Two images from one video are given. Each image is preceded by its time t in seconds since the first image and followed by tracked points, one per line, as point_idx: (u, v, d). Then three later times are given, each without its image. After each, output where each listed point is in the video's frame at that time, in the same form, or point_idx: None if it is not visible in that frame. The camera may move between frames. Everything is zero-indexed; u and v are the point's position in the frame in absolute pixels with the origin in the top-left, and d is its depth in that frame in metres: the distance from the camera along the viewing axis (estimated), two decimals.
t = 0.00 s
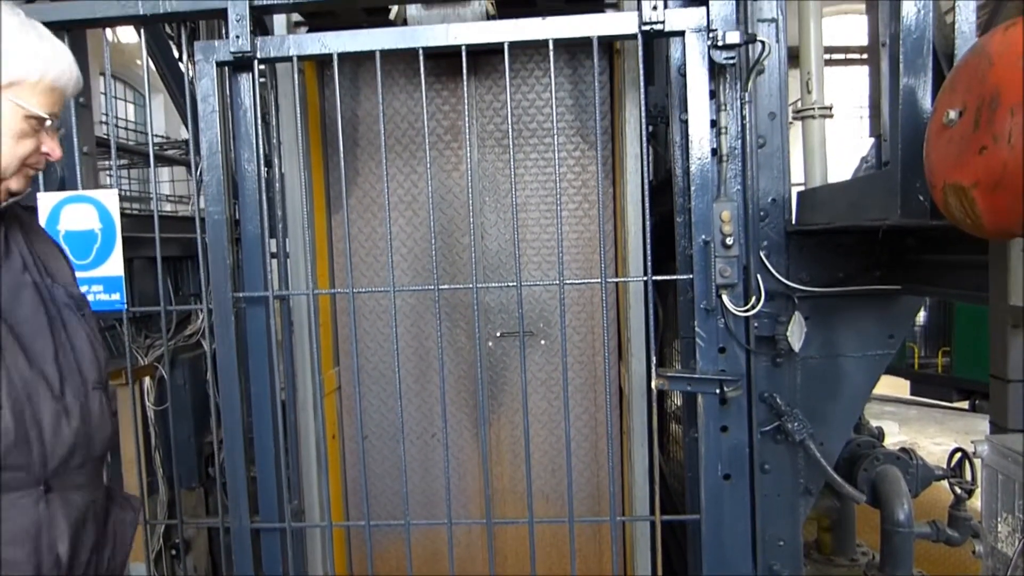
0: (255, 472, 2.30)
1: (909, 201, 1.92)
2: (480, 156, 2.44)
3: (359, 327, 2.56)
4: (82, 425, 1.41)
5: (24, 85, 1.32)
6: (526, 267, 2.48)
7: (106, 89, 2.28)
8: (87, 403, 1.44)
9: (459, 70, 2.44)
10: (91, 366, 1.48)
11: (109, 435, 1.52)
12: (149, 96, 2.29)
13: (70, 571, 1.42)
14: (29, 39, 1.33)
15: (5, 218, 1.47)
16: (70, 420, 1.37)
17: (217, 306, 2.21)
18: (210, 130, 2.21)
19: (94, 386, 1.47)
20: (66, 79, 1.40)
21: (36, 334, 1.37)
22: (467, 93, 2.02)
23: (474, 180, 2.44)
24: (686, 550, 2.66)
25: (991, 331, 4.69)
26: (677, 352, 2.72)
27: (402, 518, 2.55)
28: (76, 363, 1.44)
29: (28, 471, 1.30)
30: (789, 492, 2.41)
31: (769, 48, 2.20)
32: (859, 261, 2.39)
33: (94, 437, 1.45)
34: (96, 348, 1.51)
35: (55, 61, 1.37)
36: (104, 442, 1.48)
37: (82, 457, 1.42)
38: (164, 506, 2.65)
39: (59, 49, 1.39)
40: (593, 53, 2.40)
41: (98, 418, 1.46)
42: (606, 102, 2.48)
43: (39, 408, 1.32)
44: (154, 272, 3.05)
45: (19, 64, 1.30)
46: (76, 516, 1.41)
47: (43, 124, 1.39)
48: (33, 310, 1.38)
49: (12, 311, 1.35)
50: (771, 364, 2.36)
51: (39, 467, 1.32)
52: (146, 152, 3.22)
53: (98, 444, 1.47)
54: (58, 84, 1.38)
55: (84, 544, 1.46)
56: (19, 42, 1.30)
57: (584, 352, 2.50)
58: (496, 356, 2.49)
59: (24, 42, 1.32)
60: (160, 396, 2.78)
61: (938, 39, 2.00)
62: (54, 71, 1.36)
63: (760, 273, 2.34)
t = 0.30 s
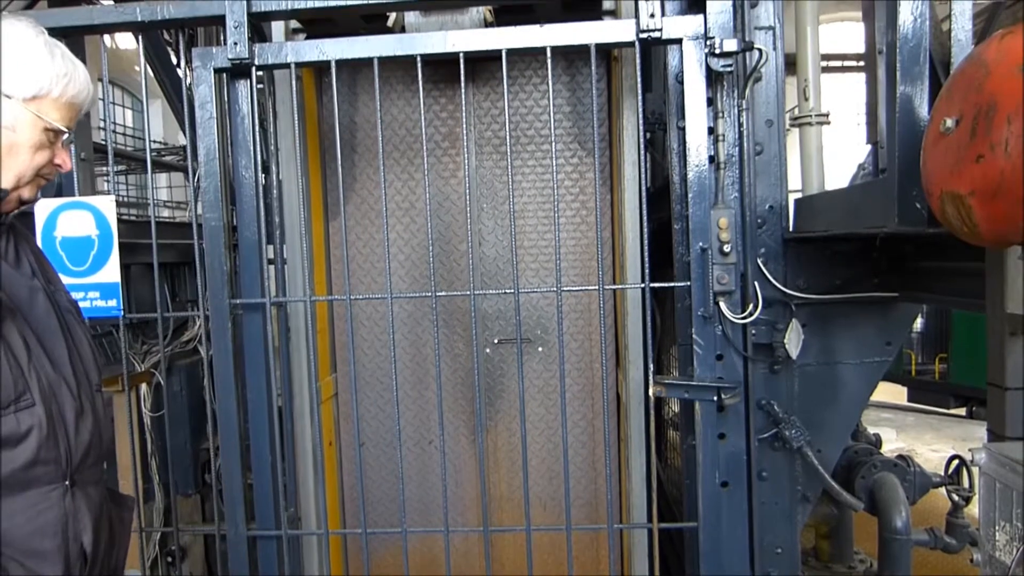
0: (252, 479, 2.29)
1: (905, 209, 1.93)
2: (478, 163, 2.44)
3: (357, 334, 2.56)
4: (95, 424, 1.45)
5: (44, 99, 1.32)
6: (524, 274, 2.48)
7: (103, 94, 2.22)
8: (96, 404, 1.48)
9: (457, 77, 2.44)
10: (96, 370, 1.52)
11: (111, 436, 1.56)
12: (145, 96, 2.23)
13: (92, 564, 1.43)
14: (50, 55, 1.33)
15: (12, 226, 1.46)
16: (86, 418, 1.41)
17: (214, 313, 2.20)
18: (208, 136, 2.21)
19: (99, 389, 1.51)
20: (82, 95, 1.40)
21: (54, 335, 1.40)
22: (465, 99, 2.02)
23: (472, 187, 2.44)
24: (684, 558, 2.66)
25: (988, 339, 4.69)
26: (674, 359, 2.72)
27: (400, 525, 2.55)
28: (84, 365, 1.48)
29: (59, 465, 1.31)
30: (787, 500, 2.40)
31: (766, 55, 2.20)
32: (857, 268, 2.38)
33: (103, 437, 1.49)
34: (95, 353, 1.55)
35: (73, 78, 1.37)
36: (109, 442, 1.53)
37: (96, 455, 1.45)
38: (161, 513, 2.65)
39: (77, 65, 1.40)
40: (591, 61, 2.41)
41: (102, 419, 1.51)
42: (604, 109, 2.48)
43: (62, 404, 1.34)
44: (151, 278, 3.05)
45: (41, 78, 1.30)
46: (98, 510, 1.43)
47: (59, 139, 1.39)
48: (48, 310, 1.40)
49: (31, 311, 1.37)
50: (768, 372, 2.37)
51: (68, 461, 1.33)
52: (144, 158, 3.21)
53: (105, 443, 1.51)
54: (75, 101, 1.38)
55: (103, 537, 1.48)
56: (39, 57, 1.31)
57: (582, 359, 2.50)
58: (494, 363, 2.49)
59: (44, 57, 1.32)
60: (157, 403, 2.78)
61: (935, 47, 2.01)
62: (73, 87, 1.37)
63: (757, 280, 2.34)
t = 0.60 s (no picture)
0: (250, 486, 2.29)
1: (903, 215, 1.93)
2: (476, 169, 2.45)
3: (355, 341, 2.55)
4: (99, 431, 1.45)
5: (47, 109, 1.32)
6: (522, 280, 2.48)
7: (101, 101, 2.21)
8: (101, 411, 1.49)
9: (455, 84, 2.45)
10: (101, 377, 1.52)
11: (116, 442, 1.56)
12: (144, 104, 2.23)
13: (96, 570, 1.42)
14: (52, 65, 1.32)
15: (20, 232, 1.46)
16: (90, 425, 1.41)
17: (212, 319, 2.20)
18: (206, 144, 2.21)
19: (104, 396, 1.51)
20: (86, 103, 1.40)
21: (60, 343, 1.39)
22: (463, 106, 2.02)
23: (470, 193, 2.44)
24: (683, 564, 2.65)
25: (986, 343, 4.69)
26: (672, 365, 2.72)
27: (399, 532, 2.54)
28: (90, 373, 1.49)
29: (62, 472, 1.30)
30: (786, 506, 2.40)
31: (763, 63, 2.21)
32: (856, 275, 2.38)
33: (108, 443, 1.49)
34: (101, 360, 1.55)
35: (76, 86, 1.37)
36: (114, 448, 1.53)
37: (100, 461, 1.45)
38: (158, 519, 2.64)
39: (79, 74, 1.39)
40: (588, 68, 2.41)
41: (107, 425, 1.51)
42: (601, 115, 2.48)
43: (65, 411, 1.34)
44: (150, 284, 3.05)
45: (44, 89, 1.29)
46: (100, 517, 1.43)
47: (64, 145, 1.38)
48: (55, 319, 1.39)
49: (38, 319, 1.36)
50: (766, 378, 2.36)
51: (70, 468, 1.32)
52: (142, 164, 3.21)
53: (110, 450, 1.51)
54: (80, 108, 1.38)
55: (108, 541, 1.49)
56: (41, 68, 1.30)
57: (580, 366, 2.50)
58: (492, 369, 2.49)
59: (47, 69, 1.31)
60: (155, 409, 2.78)
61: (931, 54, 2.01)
62: (76, 96, 1.36)
63: (755, 286, 2.34)
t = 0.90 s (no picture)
0: (252, 492, 2.29)
1: (905, 222, 1.93)
2: (477, 176, 2.46)
3: (357, 348, 2.56)
4: (107, 442, 1.38)
5: (52, 116, 1.31)
6: (523, 287, 2.48)
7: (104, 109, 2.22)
8: (115, 422, 1.42)
9: (456, 91, 2.46)
10: (118, 388, 1.46)
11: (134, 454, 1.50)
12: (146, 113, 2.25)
13: None
14: (61, 71, 1.33)
15: (41, 242, 1.46)
16: (96, 436, 1.34)
17: (215, 326, 2.21)
18: (209, 151, 2.22)
19: (121, 407, 1.45)
20: (96, 112, 1.39)
21: (71, 351, 1.35)
22: (465, 113, 2.03)
23: (471, 200, 2.45)
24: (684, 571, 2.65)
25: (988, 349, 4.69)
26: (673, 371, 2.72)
27: (401, 539, 2.54)
28: (104, 383, 1.43)
29: (56, 482, 1.26)
30: (788, 512, 2.40)
31: (764, 70, 2.22)
32: (857, 281, 2.38)
33: (119, 455, 1.42)
34: (122, 369, 1.50)
35: (85, 96, 1.36)
36: (128, 461, 1.46)
37: (107, 474, 1.38)
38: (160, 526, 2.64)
39: (92, 82, 1.40)
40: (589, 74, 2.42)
41: (120, 436, 1.43)
42: (602, 122, 2.49)
43: (68, 421, 1.28)
44: (152, 290, 3.06)
45: (48, 95, 1.29)
46: (99, 532, 1.37)
47: (74, 155, 1.37)
48: (68, 327, 1.36)
49: (48, 325, 1.33)
50: (768, 384, 2.37)
51: (67, 479, 1.27)
52: (144, 171, 3.23)
53: (122, 463, 1.44)
54: (89, 117, 1.37)
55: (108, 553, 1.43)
56: (48, 74, 1.30)
57: (582, 372, 2.50)
58: (494, 376, 2.49)
59: (56, 74, 1.31)
60: (157, 415, 2.81)
61: (932, 60, 2.01)
62: (84, 104, 1.35)
63: (757, 293, 2.35)
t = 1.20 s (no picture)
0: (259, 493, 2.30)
1: (912, 229, 1.93)
2: (484, 179, 2.46)
3: (363, 350, 2.57)
4: (117, 446, 1.36)
5: (73, 120, 1.29)
6: (530, 290, 2.49)
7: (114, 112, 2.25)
8: (128, 426, 1.41)
9: (463, 95, 2.47)
10: (134, 392, 1.45)
11: (148, 459, 1.47)
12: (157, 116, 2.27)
13: None
14: (84, 74, 1.31)
15: (70, 241, 1.47)
16: (104, 440, 1.32)
17: (223, 327, 2.22)
18: (218, 154, 2.24)
19: (136, 411, 1.44)
20: (119, 117, 1.36)
21: (85, 354, 1.35)
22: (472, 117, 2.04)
23: (478, 204, 2.46)
24: None
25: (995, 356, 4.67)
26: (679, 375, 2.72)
27: (406, 541, 2.55)
28: (119, 387, 1.42)
29: (59, 484, 1.24)
30: (793, 518, 2.39)
31: (771, 75, 2.22)
32: (864, 287, 2.38)
33: (129, 461, 1.40)
34: (142, 375, 1.49)
35: (108, 97, 1.34)
36: (140, 467, 1.43)
37: (115, 478, 1.36)
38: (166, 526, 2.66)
39: (118, 86, 1.37)
40: (596, 80, 2.43)
41: (132, 440, 1.41)
42: (609, 126, 2.50)
43: (75, 423, 1.27)
44: (160, 291, 3.08)
45: (67, 98, 1.27)
46: (103, 538, 1.33)
47: (96, 160, 1.35)
48: (85, 330, 1.36)
49: (64, 327, 1.34)
50: (774, 390, 2.39)
51: (70, 481, 1.26)
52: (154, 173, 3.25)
53: (133, 469, 1.41)
54: (111, 123, 1.34)
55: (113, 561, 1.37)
56: (70, 78, 1.28)
57: (587, 376, 2.51)
58: (499, 379, 2.50)
59: (78, 78, 1.30)
60: (164, 415, 2.84)
61: (940, 67, 2.01)
62: (105, 109, 1.33)
63: (762, 298, 2.36)
